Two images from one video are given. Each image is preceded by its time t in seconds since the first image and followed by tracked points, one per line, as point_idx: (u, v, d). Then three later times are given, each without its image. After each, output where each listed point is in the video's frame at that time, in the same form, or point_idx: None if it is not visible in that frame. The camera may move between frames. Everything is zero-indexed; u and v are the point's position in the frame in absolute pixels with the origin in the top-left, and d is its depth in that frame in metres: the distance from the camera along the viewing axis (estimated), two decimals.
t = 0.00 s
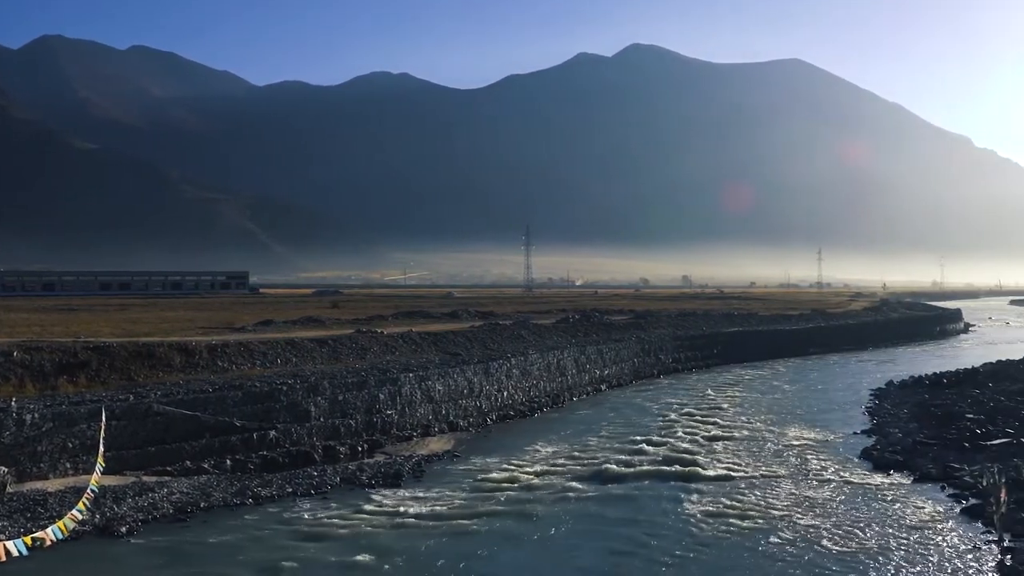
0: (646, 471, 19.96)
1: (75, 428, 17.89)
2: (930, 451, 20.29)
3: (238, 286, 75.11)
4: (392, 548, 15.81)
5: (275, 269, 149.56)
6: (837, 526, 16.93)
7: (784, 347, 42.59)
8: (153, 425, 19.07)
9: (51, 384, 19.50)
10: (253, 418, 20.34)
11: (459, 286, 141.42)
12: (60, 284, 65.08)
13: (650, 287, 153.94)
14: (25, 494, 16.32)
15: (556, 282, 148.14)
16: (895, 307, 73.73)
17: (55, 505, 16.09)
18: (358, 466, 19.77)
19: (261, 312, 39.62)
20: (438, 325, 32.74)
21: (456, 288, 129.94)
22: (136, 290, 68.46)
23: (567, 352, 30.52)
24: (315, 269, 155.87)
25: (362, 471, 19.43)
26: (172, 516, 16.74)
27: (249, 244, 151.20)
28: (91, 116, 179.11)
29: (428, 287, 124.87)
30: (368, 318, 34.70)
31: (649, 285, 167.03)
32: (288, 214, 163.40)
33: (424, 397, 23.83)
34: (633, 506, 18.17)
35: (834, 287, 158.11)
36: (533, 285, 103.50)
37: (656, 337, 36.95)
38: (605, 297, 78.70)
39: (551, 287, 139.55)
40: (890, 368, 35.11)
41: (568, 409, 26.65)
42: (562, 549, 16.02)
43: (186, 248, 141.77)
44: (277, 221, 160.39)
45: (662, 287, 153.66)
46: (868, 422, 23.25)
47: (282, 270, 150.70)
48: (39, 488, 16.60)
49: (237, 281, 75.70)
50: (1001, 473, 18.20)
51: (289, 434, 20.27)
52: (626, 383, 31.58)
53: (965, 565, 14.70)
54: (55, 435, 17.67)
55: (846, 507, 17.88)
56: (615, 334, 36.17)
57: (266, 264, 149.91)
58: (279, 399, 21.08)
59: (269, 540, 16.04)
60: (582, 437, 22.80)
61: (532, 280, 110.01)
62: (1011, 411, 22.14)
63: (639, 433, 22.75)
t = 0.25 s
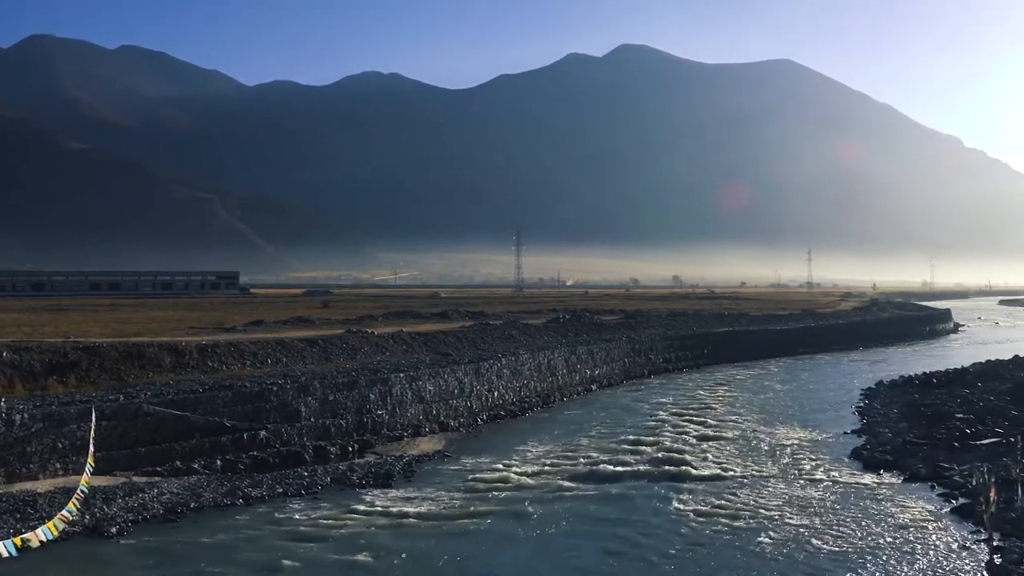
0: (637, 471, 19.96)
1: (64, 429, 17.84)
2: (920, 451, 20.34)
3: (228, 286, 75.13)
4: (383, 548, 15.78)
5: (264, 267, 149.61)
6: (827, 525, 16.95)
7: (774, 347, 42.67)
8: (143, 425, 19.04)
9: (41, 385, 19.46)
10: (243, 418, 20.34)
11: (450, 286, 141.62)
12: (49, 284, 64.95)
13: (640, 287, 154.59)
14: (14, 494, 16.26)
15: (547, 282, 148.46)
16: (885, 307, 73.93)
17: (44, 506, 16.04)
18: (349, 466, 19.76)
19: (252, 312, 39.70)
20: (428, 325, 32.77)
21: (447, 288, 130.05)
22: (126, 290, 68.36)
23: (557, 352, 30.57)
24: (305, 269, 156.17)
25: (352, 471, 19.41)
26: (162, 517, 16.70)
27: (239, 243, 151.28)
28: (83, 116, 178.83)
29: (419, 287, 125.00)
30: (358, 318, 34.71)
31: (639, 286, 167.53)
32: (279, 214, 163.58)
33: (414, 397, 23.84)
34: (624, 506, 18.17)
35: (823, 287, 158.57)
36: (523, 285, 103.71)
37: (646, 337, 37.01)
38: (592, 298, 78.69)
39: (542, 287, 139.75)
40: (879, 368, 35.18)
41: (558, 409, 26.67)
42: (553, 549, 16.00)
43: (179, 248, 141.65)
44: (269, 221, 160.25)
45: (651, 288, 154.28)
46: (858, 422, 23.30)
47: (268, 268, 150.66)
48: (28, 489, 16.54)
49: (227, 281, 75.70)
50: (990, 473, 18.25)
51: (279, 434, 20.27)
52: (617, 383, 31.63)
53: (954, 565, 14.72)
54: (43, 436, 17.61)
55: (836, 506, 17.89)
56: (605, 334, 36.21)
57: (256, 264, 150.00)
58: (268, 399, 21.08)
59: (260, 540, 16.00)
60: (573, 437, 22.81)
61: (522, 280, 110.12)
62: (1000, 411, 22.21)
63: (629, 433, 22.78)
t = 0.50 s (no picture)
0: (628, 471, 19.99)
1: (55, 429, 17.77)
2: (910, 450, 20.39)
3: (219, 286, 75.00)
4: (374, 548, 15.76)
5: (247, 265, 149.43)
6: (818, 525, 16.98)
7: (764, 346, 42.73)
8: (134, 425, 18.99)
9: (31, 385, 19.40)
10: (234, 418, 20.31)
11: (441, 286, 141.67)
12: (39, 284, 64.76)
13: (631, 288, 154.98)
14: (4, 495, 16.20)
15: (539, 282, 148.56)
16: (875, 307, 74.01)
17: (34, 507, 15.99)
18: (340, 466, 19.77)
19: (244, 312, 39.65)
20: (420, 325, 32.76)
21: (438, 288, 130.04)
22: (116, 290, 68.20)
23: (549, 352, 30.60)
24: (294, 269, 156.21)
25: (344, 471, 19.40)
26: (153, 517, 16.67)
27: (229, 243, 151.38)
28: (76, 116, 178.36)
29: (410, 287, 125.00)
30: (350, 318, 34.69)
31: (630, 286, 167.79)
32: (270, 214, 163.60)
33: (406, 397, 23.85)
34: (615, 506, 18.18)
35: (813, 287, 158.94)
36: (514, 285, 103.75)
37: (638, 337, 37.06)
38: (583, 298, 78.78)
39: (533, 287, 139.86)
40: (869, 368, 35.26)
41: (550, 408, 26.70)
42: (545, 549, 16.00)
43: (171, 247, 141.36)
44: (257, 221, 160.66)
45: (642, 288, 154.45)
46: (849, 422, 23.36)
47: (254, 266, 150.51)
48: (18, 489, 16.48)
49: (218, 281, 75.61)
50: (980, 472, 18.30)
51: (270, 434, 20.25)
52: (608, 382, 31.68)
53: (944, 564, 14.75)
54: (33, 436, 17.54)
55: (827, 506, 17.94)
56: (597, 334, 36.23)
57: (243, 263, 149.87)
58: (260, 399, 21.07)
59: (251, 541, 15.97)
60: (564, 437, 22.84)
61: (513, 280, 110.23)
62: (990, 411, 22.27)
63: (621, 434, 22.80)
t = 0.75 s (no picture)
0: (620, 471, 19.99)
1: (45, 429, 17.72)
2: (901, 450, 20.43)
3: (210, 286, 74.91)
4: (366, 549, 15.72)
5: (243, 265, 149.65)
6: (810, 525, 16.99)
7: (755, 346, 42.76)
8: (125, 425, 18.95)
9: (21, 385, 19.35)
10: (226, 419, 20.29)
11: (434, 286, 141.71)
12: (30, 284, 64.60)
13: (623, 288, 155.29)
14: None
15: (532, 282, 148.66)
16: (867, 308, 74.09)
17: (25, 507, 15.94)
18: (331, 466, 19.76)
19: (235, 312, 39.60)
20: (411, 325, 32.75)
21: (430, 288, 130.07)
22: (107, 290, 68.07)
23: (540, 352, 30.63)
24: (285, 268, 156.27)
25: (335, 471, 19.39)
26: (144, 518, 16.64)
27: (220, 244, 151.53)
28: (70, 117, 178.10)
29: (402, 287, 125.01)
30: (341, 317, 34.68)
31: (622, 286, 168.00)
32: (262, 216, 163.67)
33: (397, 397, 23.86)
34: (607, 506, 18.15)
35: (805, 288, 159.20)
36: (506, 285, 103.79)
37: (629, 336, 37.09)
38: (575, 298, 78.82)
39: (525, 287, 139.93)
40: (860, 368, 35.31)
41: (541, 409, 26.73)
42: (536, 548, 15.98)
43: (164, 248, 141.18)
44: (250, 221, 160.75)
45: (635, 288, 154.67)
46: (840, 422, 23.40)
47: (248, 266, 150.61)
48: (9, 490, 16.43)
49: (209, 281, 75.51)
50: (971, 472, 18.34)
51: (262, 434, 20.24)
52: (600, 382, 31.72)
53: (936, 564, 14.76)
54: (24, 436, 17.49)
55: (819, 506, 17.95)
56: (588, 334, 36.26)
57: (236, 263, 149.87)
58: (251, 400, 21.06)
59: (242, 541, 15.93)
60: (556, 437, 22.85)
61: (505, 280, 110.25)
62: (980, 410, 22.31)
63: (612, 433, 22.82)
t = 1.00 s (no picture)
0: (610, 471, 20.01)
1: (35, 430, 17.66)
2: (890, 450, 20.48)
3: (201, 286, 74.80)
4: (357, 549, 15.70)
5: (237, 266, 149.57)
6: (801, 524, 17.01)
7: (745, 346, 42.84)
8: (115, 426, 18.89)
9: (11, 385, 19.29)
10: (216, 419, 20.25)
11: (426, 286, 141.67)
12: (20, 284, 64.44)
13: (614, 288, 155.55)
14: None
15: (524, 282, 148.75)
16: (858, 307, 74.23)
17: (14, 508, 15.88)
18: (322, 466, 19.75)
19: (226, 312, 39.58)
20: (402, 325, 32.76)
21: (422, 288, 130.01)
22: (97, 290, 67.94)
23: (531, 352, 30.67)
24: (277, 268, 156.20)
25: (326, 472, 19.37)
26: (134, 518, 16.60)
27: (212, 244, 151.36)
28: (62, 117, 177.74)
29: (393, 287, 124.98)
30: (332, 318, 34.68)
31: (613, 286, 168.25)
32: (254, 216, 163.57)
33: (388, 397, 23.85)
34: (598, 506, 18.16)
35: (796, 288, 159.50)
36: (497, 284, 103.83)
37: (620, 337, 37.15)
38: (567, 298, 78.89)
39: (517, 287, 140.00)
40: (851, 368, 35.39)
41: (532, 408, 26.75)
42: (527, 549, 15.97)
43: (156, 247, 140.95)
44: (241, 222, 160.61)
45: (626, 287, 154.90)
46: (830, 421, 23.45)
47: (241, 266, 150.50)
48: None
49: (200, 281, 75.39)
50: (961, 472, 18.39)
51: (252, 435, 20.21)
52: (591, 382, 31.77)
53: (926, 563, 14.79)
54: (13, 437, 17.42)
55: (809, 506, 17.99)
56: (579, 334, 36.29)
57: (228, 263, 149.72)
58: (241, 400, 21.04)
59: (233, 542, 15.90)
60: (546, 437, 22.87)
61: (497, 281, 110.26)
62: (970, 410, 22.37)
63: (603, 433, 22.84)
